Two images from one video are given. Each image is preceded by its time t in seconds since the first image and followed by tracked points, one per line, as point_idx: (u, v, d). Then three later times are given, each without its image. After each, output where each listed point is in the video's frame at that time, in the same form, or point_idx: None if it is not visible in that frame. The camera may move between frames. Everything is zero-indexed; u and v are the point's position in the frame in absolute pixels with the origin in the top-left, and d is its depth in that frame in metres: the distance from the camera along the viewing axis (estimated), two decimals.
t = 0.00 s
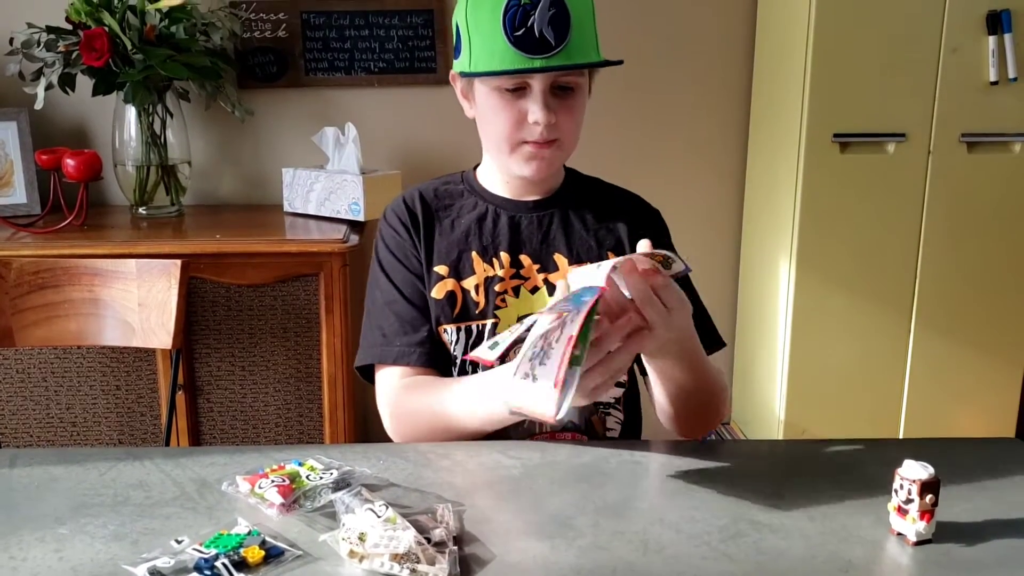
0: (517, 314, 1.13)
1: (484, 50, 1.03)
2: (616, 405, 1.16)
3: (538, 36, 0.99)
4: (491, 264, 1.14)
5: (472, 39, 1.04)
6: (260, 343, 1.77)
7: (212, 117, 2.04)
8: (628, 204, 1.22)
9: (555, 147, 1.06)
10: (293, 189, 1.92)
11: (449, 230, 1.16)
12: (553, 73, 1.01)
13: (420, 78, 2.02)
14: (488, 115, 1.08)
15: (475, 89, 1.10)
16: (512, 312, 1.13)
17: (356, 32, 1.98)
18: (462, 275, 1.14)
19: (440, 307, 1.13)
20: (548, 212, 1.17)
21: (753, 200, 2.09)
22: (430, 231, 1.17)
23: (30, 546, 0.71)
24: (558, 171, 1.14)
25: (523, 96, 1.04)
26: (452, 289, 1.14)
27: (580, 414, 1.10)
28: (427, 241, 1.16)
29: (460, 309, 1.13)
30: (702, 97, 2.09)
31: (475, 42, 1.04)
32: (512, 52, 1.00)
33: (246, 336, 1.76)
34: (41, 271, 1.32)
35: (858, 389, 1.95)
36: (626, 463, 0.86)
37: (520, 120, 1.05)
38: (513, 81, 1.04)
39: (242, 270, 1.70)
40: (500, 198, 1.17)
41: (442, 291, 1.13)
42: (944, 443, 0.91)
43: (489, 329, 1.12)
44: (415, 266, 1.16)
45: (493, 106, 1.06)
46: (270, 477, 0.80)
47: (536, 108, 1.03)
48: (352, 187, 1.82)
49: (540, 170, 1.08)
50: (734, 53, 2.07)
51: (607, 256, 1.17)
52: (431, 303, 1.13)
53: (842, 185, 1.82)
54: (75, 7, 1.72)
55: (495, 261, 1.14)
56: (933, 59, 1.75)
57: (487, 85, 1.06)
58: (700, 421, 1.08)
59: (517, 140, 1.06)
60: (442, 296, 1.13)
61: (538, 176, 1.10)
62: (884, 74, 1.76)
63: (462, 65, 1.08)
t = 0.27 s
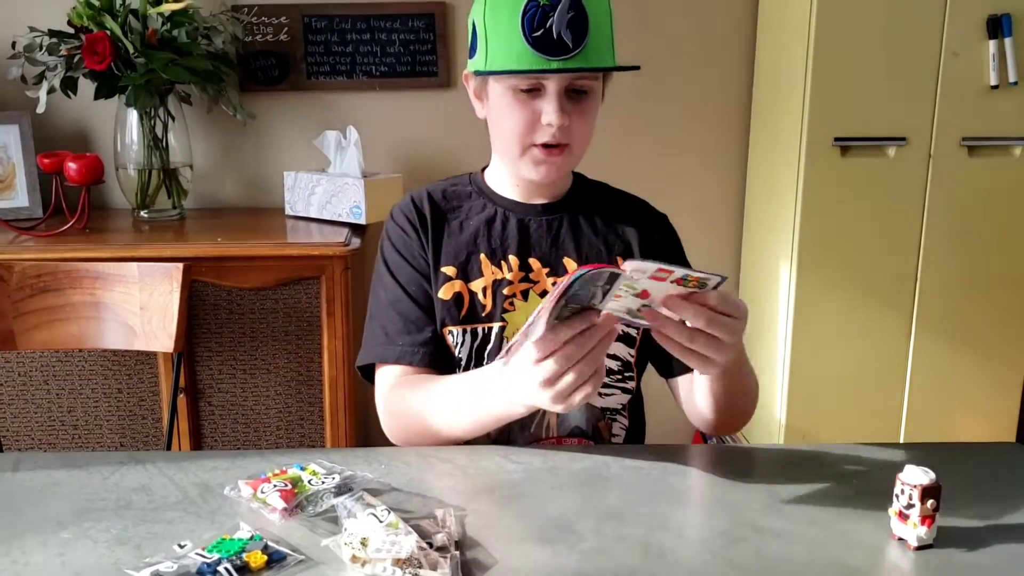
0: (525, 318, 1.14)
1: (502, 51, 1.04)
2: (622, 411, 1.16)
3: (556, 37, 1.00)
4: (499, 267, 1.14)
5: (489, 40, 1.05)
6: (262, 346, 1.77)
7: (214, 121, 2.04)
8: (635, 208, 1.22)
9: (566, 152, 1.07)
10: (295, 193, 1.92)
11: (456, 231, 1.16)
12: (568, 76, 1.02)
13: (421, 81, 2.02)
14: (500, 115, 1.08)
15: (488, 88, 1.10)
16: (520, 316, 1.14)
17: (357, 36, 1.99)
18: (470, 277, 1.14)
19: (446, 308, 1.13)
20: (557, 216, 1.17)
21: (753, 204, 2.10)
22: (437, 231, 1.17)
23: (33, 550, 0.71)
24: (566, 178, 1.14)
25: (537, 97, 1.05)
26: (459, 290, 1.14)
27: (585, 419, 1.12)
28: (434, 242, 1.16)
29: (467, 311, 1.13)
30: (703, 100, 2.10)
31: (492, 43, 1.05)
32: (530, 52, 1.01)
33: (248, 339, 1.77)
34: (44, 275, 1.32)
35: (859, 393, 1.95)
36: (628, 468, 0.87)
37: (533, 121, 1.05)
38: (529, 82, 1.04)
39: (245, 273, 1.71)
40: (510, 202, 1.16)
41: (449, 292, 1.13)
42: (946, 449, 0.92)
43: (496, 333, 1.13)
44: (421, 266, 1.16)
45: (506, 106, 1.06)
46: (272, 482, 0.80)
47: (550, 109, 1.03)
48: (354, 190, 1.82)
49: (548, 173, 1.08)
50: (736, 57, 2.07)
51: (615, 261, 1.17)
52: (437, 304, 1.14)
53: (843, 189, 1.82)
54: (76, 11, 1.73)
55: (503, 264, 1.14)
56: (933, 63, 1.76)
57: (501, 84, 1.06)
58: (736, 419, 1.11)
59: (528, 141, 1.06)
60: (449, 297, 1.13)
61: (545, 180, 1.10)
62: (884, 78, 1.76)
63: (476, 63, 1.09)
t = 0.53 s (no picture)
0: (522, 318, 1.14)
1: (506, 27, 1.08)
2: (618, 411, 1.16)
3: (559, 16, 1.05)
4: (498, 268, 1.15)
5: (495, 20, 1.10)
6: (261, 348, 1.77)
7: (214, 123, 2.04)
8: (635, 209, 1.23)
9: (565, 134, 1.07)
10: (295, 195, 1.92)
11: (458, 230, 1.17)
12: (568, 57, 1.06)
13: (421, 83, 2.03)
14: (500, 99, 1.10)
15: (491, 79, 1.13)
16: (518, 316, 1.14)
17: (358, 38, 1.99)
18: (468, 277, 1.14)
19: (444, 306, 1.13)
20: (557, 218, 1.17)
21: (753, 206, 2.10)
22: (439, 229, 1.17)
23: (33, 552, 0.71)
24: (567, 171, 1.14)
25: (537, 78, 1.07)
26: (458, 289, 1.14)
27: (582, 420, 1.13)
28: (435, 240, 1.16)
29: (465, 310, 1.13)
30: (703, 102, 2.10)
31: (497, 22, 1.10)
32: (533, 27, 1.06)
33: (248, 341, 1.77)
34: (44, 276, 1.32)
35: (859, 395, 1.95)
36: (628, 469, 0.87)
37: (531, 99, 1.06)
38: (530, 63, 1.07)
39: (246, 274, 1.71)
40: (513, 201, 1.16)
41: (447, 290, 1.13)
42: (946, 451, 0.92)
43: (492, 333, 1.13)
44: (422, 263, 1.16)
45: (505, 88, 1.09)
46: (273, 483, 0.80)
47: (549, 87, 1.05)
48: (354, 192, 1.82)
49: (547, 155, 1.08)
50: (735, 59, 2.07)
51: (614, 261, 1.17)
52: (436, 301, 1.14)
53: (843, 191, 1.82)
54: (77, 13, 1.73)
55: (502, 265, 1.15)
56: (933, 65, 1.76)
57: (502, 68, 1.09)
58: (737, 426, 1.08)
59: (526, 120, 1.07)
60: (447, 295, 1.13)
61: (543, 164, 1.09)
62: (884, 79, 1.76)
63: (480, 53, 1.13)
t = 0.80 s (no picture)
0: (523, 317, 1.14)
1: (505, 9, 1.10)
2: (624, 415, 1.15)
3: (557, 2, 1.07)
4: (500, 267, 1.16)
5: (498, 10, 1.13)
6: (262, 349, 1.77)
7: (215, 124, 2.05)
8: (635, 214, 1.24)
9: (568, 121, 1.07)
10: (296, 196, 1.92)
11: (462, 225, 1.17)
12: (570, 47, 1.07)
13: (421, 85, 2.03)
14: (502, 90, 1.10)
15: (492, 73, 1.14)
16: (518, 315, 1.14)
17: (358, 39, 1.99)
18: (471, 276, 1.15)
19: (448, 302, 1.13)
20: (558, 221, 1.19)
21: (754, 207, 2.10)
22: (443, 222, 1.17)
23: (34, 553, 0.71)
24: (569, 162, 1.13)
25: (538, 67, 1.08)
26: (460, 287, 1.14)
27: (581, 421, 1.12)
28: (439, 233, 1.16)
29: (467, 307, 1.14)
30: (703, 104, 2.10)
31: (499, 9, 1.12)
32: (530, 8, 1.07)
33: (248, 342, 1.77)
34: (44, 277, 1.32)
35: (860, 396, 1.95)
36: (629, 471, 0.87)
37: (534, 86, 1.07)
38: (531, 52, 1.08)
39: (247, 275, 1.71)
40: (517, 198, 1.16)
41: (450, 287, 1.14)
42: (946, 452, 0.92)
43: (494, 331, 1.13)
44: (426, 254, 1.15)
45: (506, 77, 1.09)
46: (273, 485, 0.80)
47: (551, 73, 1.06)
48: (355, 193, 1.82)
49: (550, 141, 1.07)
50: (736, 60, 2.07)
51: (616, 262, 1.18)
52: (441, 296, 1.13)
53: (843, 192, 1.82)
54: (78, 14, 1.73)
55: (504, 264, 1.16)
56: (934, 67, 1.76)
57: (504, 59, 1.10)
58: (746, 417, 1.07)
59: (529, 107, 1.07)
60: (451, 291, 1.14)
61: (546, 151, 1.08)
62: (885, 81, 1.76)
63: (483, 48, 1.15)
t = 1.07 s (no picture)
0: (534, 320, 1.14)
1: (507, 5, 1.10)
2: (635, 419, 1.12)
3: None
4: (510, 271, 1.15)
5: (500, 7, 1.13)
6: (262, 350, 1.77)
7: (215, 125, 2.05)
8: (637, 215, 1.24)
9: (575, 117, 1.07)
10: (296, 198, 1.92)
11: (472, 227, 1.16)
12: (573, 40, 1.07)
13: (421, 87, 2.03)
14: (506, 87, 1.10)
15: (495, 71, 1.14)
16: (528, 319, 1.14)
17: (359, 41, 1.99)
18: (482, 279, 1.14)
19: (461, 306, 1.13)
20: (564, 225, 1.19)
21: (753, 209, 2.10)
22: (450, 224, 1.16)
23: (33, 555, 0.71)
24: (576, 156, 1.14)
25: (542, 62, 1.07)
26: (472, 292, 1.14)
27: (593, 428, 1.09)
28: (448, 235, 1.15)
29: (480, 311, 1.13)
30: (703, 106, 2.10)
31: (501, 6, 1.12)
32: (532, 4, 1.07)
33: (248, 343, 1.76)
34: (44, 279, 1.32)
35: (860, 398, 1.95)
36: (628, 473, 0.87)
37: (539, 82, 1.06)
38: (535, 47, 1.08)
39: (247, 277, 1.70)
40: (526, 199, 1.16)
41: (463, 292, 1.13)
42: (946, 455, 0.91)
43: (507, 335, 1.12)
44: (437, 256, 1.14)
45: (509, 74, 1.09)
46: (273, 487, 0.80)
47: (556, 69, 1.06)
48: (355, 195, 1.82)
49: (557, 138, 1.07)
50: (736, 63, 2.08)
51: (621, 262, 1.17)
52: (455, 300, 1.13)
53: (842, 194, 1.82)
54: (78, 16, 1.74)
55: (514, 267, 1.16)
56: (934, 69, 1.76)
57: (507, 56, 1.09)
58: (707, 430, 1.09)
59: (535, 104, 1.07)
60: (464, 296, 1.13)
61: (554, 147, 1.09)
62: (884, 83, 1.76)
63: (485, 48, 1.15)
